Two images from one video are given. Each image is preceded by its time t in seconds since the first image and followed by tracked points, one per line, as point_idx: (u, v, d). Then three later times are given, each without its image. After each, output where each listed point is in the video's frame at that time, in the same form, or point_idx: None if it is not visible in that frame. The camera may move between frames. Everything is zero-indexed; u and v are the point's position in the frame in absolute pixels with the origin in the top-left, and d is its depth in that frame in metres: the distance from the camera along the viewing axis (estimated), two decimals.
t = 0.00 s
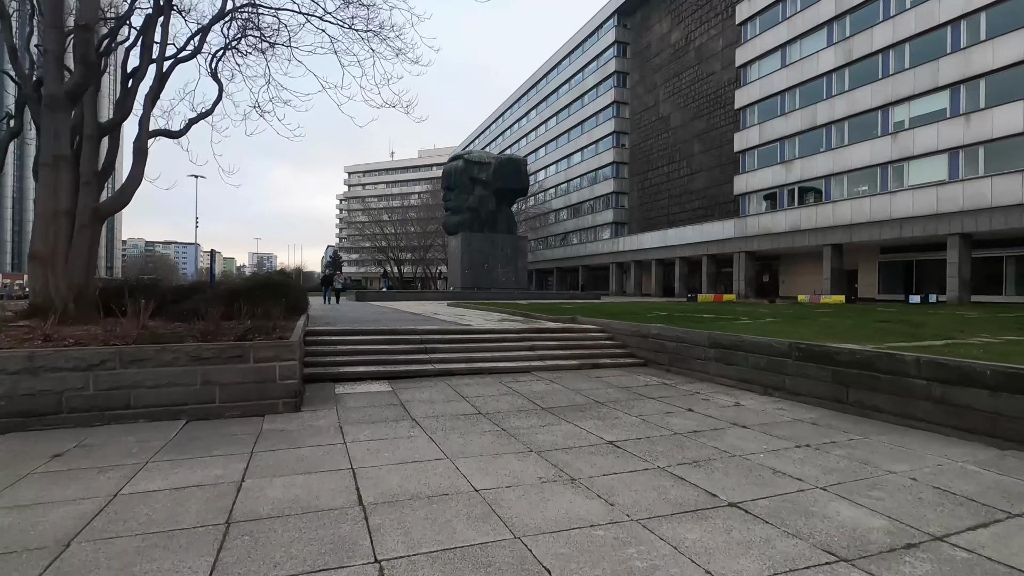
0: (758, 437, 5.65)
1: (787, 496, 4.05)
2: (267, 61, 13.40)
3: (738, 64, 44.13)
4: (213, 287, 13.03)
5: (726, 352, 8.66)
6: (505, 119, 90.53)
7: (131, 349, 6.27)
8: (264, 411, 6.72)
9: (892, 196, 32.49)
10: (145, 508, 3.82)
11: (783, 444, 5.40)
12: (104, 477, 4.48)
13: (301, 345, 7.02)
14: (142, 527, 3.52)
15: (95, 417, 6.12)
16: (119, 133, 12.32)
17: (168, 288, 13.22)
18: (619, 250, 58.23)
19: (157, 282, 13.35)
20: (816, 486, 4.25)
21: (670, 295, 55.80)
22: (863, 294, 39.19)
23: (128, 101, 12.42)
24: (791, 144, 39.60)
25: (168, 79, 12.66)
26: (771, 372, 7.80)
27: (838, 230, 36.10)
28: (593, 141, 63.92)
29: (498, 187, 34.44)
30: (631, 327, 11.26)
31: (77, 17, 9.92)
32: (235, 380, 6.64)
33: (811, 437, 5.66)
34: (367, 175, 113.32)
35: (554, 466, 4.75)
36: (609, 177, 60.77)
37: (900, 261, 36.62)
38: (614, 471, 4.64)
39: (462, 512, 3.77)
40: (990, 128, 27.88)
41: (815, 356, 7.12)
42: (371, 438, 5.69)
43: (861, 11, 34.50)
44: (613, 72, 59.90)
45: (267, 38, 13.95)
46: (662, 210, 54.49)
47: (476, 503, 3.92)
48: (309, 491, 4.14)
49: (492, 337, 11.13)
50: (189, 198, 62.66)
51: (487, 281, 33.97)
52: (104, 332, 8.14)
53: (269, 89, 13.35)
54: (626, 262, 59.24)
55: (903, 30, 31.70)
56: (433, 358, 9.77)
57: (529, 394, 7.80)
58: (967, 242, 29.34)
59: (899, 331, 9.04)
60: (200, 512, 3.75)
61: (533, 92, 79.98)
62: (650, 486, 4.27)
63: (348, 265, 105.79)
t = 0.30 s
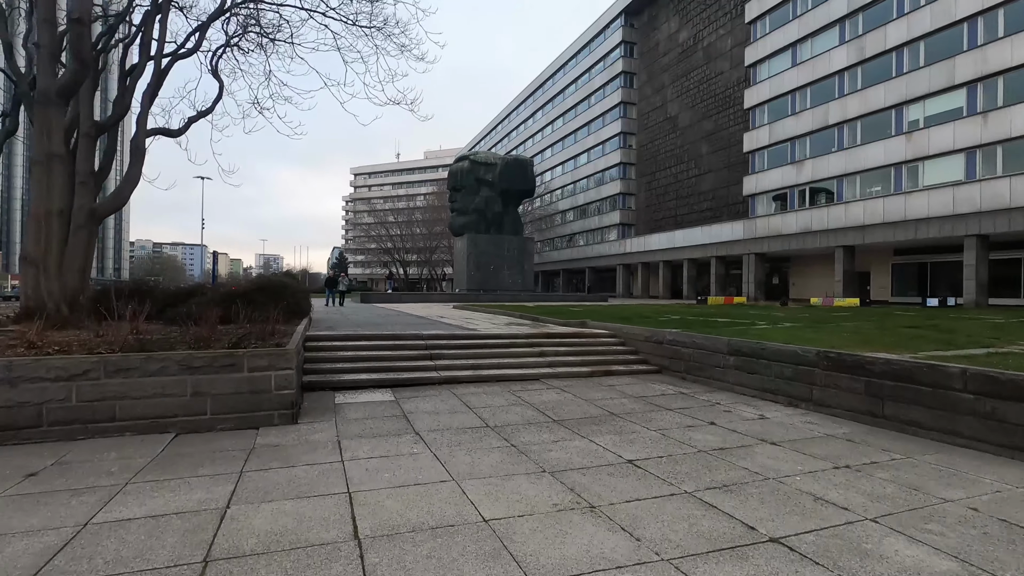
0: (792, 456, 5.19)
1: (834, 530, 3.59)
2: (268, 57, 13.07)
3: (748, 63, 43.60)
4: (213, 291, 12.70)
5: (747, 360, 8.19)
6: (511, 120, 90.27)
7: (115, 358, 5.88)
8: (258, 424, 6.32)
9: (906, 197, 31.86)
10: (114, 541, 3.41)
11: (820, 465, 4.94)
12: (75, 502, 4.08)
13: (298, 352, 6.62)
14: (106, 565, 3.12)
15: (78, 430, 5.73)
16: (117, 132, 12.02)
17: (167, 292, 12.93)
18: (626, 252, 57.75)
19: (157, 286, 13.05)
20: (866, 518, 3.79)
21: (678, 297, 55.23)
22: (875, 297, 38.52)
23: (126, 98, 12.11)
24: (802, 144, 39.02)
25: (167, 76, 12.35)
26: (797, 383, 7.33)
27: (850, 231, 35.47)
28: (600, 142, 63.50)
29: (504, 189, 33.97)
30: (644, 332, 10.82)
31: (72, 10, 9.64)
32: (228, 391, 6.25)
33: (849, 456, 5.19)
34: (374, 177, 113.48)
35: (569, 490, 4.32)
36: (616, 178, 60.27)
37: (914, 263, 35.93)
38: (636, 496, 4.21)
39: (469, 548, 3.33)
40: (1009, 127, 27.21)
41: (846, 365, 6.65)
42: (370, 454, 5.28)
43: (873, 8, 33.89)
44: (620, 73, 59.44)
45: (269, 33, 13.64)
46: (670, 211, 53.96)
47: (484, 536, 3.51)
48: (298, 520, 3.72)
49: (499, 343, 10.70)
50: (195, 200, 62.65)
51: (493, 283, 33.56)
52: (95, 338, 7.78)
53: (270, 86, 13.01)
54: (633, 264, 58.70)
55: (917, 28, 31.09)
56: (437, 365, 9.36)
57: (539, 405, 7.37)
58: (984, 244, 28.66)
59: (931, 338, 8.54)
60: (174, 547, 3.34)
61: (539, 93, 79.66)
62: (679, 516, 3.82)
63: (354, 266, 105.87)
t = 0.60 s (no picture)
0: (833, 471, 4.76)
1: (897, 562, 3.17)
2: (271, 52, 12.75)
3: (756, 63, 43.13)
4: (215, 291, 12.41)
5: (771, 366, 7.74)
6: (516, 122, 90.07)
7: (100, 363, 5.50)
8: (254, 433, 5.93)
9: (920, 198, 31.30)
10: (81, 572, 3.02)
11: (866, 482, 4.50)
12: (46, 523, 3.68)
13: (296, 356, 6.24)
14: None
15: (61, 439, 5.36)
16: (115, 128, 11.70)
17: (168, 294, 12.65)
18: (632, 254, 57.28)
19: (158, 287, 12.79)
20: (931, 548, 3.35)
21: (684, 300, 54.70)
22: (887, 299, 37.90)
23: (124, 94, 11.78)
24: (811, 144, 38.50)
25: (166, 71, 12.02)
26: (828, 390, 6.87)
27: (861, 233, 34.92)
28: (606, 143, 63.12)
29: (509, 190, 33.56)
30: (659, 335, 10.39)
31: None
32: (222, 398, 5.86)
33: (895, 472, 4.75)
34: (379, 179, 113.60)
35: (592, 511, 3.91)
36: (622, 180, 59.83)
37: (927, 265, 35.31)
38: (667, 519, 3.79)
39: None
40: None
41: (882, 372, 6.21)
42: (373, 468, 4.88)
43: (885, 6, 33.38)
44: (626, 74, 59.04)
45: (271, 28, 13.32)
46: (677, 213, 53.46)
47: (501, 568, 3.09)
48: (290, 547, 3.32)
49: (507, 346, 10.28)
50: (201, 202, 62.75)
51: (498, 285, 33.18)
52: (86, 340, 7.42)
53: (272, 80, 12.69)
54: (639, 266, 58.22)
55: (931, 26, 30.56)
56: (444, 369, 8.94)
57: (552, 413, 6.96)
58: (1001, 246, 28.07)
59: (965, 342, 8.08)
60: None
61: (544, 94, 79.38)
62: (718, 543, 3.40)
63: (359, 268, 105.85)
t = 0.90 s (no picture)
0: (873, 489, 4.35)
1: None
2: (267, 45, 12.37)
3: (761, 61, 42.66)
4: (210, 291, 12.04)
5: (791, 370, 7.33)
6: (518, 121, 89.71)
7: (77, 369, 5.11)
8: (243, 443, 5.55)
9: (929, 196, 30.84)
10: None
11: (912, 502, 4.08)
12: (0, 551, 3.28)
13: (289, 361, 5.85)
14: None
15: (34, 451, 4.98)
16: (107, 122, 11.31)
17: (162, 294, 12.32)
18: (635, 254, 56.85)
19: (152, 288, 12.46)
20: None
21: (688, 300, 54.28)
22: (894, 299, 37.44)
23: (115, 87, 11.37)
24: (818, 142, 38.05)
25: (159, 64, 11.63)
26: (855, 396, 6.46)
27: (869, 232, 34.47)
28: (608, 142, 62.70)
29: (511, 189, 33.17)
30: (670, 337, 9.99)
31: None
32: (209, 406, 5.47)
33: (940, 489, 4.34)
34: (380, 178, 113.35)
35: (611, 537, 3.51)
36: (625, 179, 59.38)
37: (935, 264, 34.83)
38: (696, 546, 3.39)
39: None
40: None
41: (915, 377, 5.79)
42: (370, 483, 4.48)
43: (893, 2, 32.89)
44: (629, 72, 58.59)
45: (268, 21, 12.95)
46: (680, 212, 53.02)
47: None
48: None
49: (512, 348, 9.87)
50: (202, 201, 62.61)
51: (501, 285, 32.78)
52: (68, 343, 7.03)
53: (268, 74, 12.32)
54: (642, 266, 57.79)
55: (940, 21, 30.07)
56: (446, 373, 8.54)
57: (562, 421, 6.55)
58: (1012, 244, 27.59)
59: (996, 345, 7.66)
60: None
61: (546, 93, 78.96)
62: None
63: (361, 268, 105.65)
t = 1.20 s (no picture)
0: (916, 509, 3.93)
1: None
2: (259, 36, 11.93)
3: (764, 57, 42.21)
4: (202, 291, 11.65)
5: (812, 375, 6.91)
6: (518, 120, 89.30)
7: (43, 377, 4.69)
8: (226, 456, 5.14)
9: (936, 193, 30.40)
10: None
11: (964, 525, 3.67)
12: None
13: (275, 367, 5.44)
14: None
15: None
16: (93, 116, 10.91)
17: (152, 295, 11.95)
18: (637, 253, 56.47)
19: (142, 288, 12.09)
20: None
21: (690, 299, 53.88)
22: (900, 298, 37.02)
23: (102, 80, 10.93)
24: (822, 140, 37.62)
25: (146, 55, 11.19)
26: (882, 403, 6.05)
27: (874, 230, 34.03)
28: (610, 141, 62.28)
29: (512, 188, 32.74)
30: (679, 338, 9.59)
31: None
32: (188, 416, 5.06)
33: (993, 510, 3.91)
34: (380, 178, 113.09)
35: (630, 569, 3.11)
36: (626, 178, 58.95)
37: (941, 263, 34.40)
38: None
39: None
40: None
41: (950, 383, 5.36)
42: (359, 504, 4.06)
43: None
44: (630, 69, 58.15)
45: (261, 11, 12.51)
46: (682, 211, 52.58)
47: None
48: None
49: (514, 350, 9.45)
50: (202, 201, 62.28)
51: (501, 285, 32.36)
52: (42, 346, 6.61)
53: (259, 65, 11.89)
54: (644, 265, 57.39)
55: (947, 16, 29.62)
56: (446, 377, 8.11)
57: (569, 429, 6.13)
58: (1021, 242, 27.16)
59: None
60: None
61: (547, 92, 78.52)
62: None
63: (361, 268, 105.31)
